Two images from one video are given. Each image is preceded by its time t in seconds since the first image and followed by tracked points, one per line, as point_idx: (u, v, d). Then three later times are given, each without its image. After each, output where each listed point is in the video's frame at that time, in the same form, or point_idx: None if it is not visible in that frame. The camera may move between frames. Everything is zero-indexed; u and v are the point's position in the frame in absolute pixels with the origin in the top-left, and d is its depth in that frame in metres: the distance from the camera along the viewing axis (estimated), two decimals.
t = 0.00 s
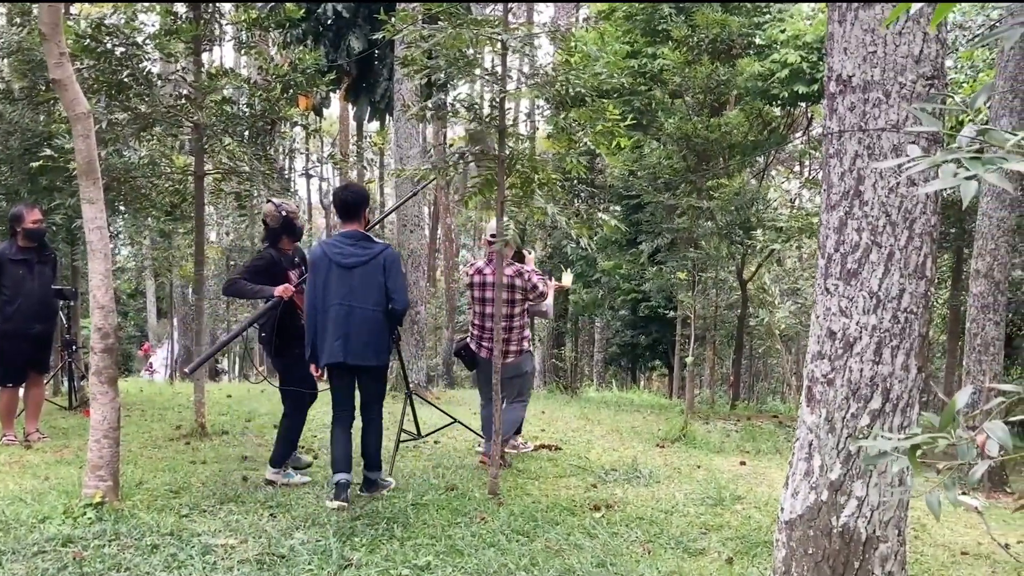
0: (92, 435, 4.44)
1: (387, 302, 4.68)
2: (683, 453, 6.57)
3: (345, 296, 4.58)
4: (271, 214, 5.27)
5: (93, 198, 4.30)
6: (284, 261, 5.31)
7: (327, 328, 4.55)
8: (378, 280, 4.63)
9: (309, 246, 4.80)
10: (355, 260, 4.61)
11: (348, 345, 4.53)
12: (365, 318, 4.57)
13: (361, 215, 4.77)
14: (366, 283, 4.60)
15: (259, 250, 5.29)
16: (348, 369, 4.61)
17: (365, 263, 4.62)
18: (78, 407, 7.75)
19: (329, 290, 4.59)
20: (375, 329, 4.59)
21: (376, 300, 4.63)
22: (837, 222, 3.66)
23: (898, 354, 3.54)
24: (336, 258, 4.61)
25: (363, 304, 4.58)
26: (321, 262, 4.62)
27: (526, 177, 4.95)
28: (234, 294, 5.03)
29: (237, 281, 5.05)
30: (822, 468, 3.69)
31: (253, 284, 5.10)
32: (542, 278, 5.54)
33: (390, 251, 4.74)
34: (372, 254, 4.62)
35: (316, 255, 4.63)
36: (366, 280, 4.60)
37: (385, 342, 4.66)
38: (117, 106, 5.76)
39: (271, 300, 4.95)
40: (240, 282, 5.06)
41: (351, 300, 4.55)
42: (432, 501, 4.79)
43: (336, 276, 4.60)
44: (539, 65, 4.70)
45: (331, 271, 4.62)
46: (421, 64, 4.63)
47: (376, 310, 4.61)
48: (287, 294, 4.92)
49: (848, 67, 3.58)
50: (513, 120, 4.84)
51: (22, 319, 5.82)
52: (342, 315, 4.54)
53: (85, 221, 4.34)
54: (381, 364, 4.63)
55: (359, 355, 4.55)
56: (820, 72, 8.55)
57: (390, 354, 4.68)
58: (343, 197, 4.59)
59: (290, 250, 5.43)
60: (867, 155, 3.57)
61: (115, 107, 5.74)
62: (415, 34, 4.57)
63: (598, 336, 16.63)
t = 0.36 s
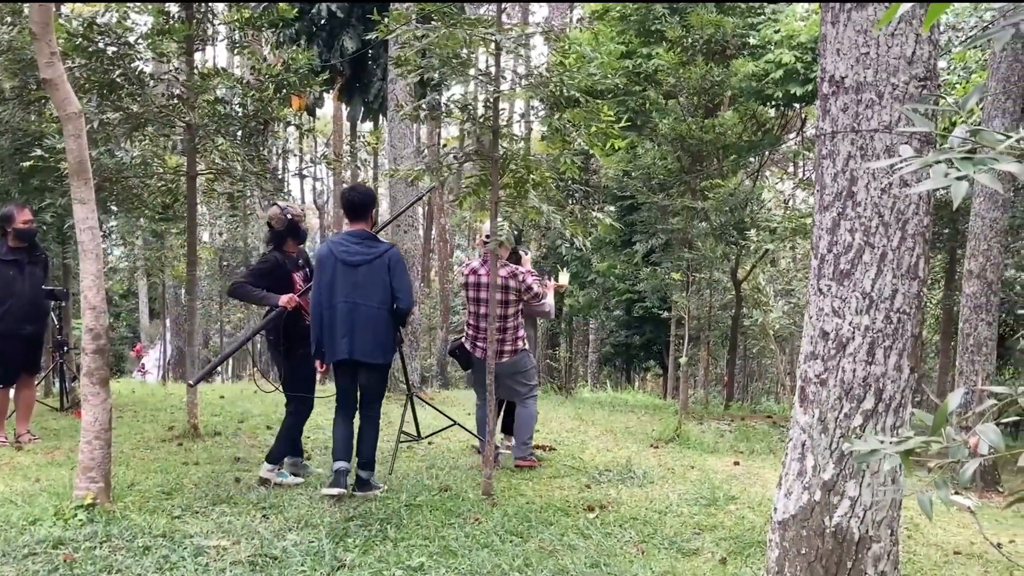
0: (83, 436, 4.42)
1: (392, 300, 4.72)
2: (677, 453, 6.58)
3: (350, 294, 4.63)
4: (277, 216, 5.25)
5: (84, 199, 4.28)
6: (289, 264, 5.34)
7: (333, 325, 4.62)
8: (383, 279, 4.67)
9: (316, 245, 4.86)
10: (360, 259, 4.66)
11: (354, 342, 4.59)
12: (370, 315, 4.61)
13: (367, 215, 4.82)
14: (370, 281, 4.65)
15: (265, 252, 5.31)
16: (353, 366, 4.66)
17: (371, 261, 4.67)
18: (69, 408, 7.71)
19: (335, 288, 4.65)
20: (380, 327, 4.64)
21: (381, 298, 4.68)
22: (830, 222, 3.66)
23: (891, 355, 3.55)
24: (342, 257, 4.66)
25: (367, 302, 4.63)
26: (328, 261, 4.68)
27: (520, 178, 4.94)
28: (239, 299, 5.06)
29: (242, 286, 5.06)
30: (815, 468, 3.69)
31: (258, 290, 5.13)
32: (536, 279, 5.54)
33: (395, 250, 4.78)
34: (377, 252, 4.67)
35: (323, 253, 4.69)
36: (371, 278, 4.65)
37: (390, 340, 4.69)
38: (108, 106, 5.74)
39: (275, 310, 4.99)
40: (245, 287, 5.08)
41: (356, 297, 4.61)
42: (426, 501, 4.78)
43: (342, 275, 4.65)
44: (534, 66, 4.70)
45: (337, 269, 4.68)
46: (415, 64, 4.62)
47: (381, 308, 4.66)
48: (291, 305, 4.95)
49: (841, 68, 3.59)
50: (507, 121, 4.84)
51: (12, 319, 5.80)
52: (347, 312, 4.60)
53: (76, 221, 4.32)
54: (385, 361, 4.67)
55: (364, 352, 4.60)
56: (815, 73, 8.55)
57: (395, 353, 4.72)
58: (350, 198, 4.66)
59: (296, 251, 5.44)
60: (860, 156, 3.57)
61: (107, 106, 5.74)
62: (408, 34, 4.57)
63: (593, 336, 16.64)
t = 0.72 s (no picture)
0: (75, 439, 4.40)
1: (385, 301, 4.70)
2: (671, 455, 6.59)
3: (342, 295, 4.62)
4: (276, 216, 5.22)
5: (77, 199, 4.26)
6: (287, 264, 5.32)
7: (326, 326, 4.62)
8: (375, 279, 4.66)
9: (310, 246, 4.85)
10: (352, 260, 4.64)
11: (347, 343, 4.59)
12: (362, 316, 4.61)
13: (360, 216, 4.80)
14: (363, 282, 4.64)
15: (263, 252, 5.29)
16: (347, 366, 4.67)
17: (363, 262, 4.65)
18: (61, 410, 7.66)
19: (327, 289, 4.64)
20: (373, 328, 4.63)
21: (374, 299, 4.67)
22: (823, 224, 3.66)
23: (884, 357, 3.56)
24: (333, 258, 4.65)
25: (360, 303, 4.63)
26: (320, 262, 4.67)
27: (513, 180, 4.92)
28: (234, 299, 5.04)
29: (238, 286, 5.03)
30: (808, 470, 3.69)
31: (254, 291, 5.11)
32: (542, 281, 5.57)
33: (388, 250, 4.76)
34: (368, 253, 4.65)
35: (315, 255, 4.69)
36: (363, 279, 4.64)
37: (384, 340, 4.69)
38: (101, 107, 5.71)
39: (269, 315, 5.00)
40: (241, 287, 5.05)
41: (349, 298, 4.60)
42: (419, 503, 4.77)
43: (334, 276, 4.64)
44: (528, 66, 4.71)
45: (329, 270, 4.67)
46: (409, 65, 4.61)
47: (374, 308, 4.65)
48: (284, 312, 4.97)
49: (835, 70, 3.59)
50: (502, 122, 4.83)
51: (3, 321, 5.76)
52: (339, 313, 4.60)
53: (68, 222, 4.30)
54: (379, 361, 4.66)
55: (357, 353, 4.60)
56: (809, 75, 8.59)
57: (389, 352, 4.72)
58: (342, 200, 4.66)
59: (293, 251, 5.42)
60: (853, 158, 3.58)
61: (99, 107, 5.69)
62: (402, 35, 4.56)
63: (587, 337, 16.65)
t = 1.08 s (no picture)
0: (68, 441, 4.39)
1: (372, 306, 4.71)
2: (664, 456, 6.61)
3: (328, 299, 4.62)
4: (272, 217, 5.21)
5: (69, 200, 4.24)
6: (284, 265, 5.29)
7: (311, 329, 4.62)
8: (362, 284, 4.66)
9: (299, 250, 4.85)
10: (340, 264, 4.64)
11: (332, 347, 4.60)
12: (348, 321, 4.61)
13: (351, 221, 4.81)
14: (350, 287, 4.64)
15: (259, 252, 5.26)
16: (332, 370, 4.67)
17: (351, 267, 4.65)
18: (53, 413, 7.63)
19: (314, 293, 4.64)
20: (359, 333, 4.63)
21: (361, 305, 4.67)
22: (815, 225, 3.67)
23: (875, 357, 3.57)
24: (321, 262, 4.64)
25: (347, 308, 4.63)
26: (307, 266, 4.67)
27: (507, 181, 4.85)
28: (231, 301, 5.00)
29: (235, 288, 5.00)
30: (800, 470, 3.71)
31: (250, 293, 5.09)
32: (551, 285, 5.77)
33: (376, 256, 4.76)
34: (357, 258, 4.65)
35: (303, 258, 4.68)
36: (350, 284, 4.64)
37: (370, 345, 4.69)
38: (93, 108, 5.68)
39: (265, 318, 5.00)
40: (238, 289, 5.02)
41: (335, 303, 4.60)
42: (413, 505, 4.77)
43: (321, 280, 4.64)
44: (523, 67, 4.70)
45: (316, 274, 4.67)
46: (402, 66, 4.61)
47: (361, 314, 4.65)
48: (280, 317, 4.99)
49: (826, 72, 3.60)
50: (496, 123, 4.83)
51: None
52: (325, 317, 4.60)
53: (60, 224, 4.28)
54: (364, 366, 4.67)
55: (341, 357, 4.60)
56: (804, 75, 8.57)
57: (375, 358, 4.72)
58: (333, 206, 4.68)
59: (290, 251, 5.40)
60: (844, 159, 3.58)
61: (91, 108, 5.66)
62: (395, 36, 4.56)
63: (581, 339, 16.69)
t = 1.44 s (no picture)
0: (60, 442, 4.40)
1: (370, 309, 4.71)
2: (656, 456, 6.65)
3: (327, 299, 4.62)
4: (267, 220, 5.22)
5: (60, 201, 4.24)
6: (277, 266, 5.30)
7: (308, 329, 4.63)
8: (362, 287, 4.67)
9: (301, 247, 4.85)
10: (341, 266, 4.64)
11: (328, 347, 4.60)
12: (345, 322, 4.62)
13: (355, 223, 4.81)
14: (349, 289, 4.64)
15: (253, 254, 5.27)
16: (327, 369, 4.67)
17: (351, 270, 4.65)
18: (46, 414, 7.62)
19: (314, 292, 4.64)
20: (355, 336, 4.64)
21: (359, 307, 4.68)
22: (804, 226, 3.69)
23: (864, 357, 3.59)
24: (323, 261, 4.65)
25: (345, 309, 4.64)
26: (309, 264, 4.67)
27: (499, 182, 4.89)
28: (225, 305, 5.03)
29: (229, 292, 5.01)
30: (790, 470, 3.73)
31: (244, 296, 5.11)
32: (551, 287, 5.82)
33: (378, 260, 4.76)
34: (358, 261, 4.65)
35: (305, 257, 4.68)
36: (350, 286, 4.64)
37: (364, 348, 4.69)
38: (84, 108, 5.67)
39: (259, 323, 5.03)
40: (231, 293, 5.04)
41: (334, 304, 4.61)
42: (405, 505, 4.79)
43: (321, 279, 4.64)
44: (515, 68, 4.68)
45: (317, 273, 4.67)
46: (393, 67, 4.61)
47: (358, 317, 4.66)
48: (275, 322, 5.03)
49: (815, 74, 3.61)
50: (487, 123, 4.83)
51: None
52: (322, 317, 4.60)
53: (51, 225, 4.28)
54: (358, 369, 4.67)
55: (336, 358, 4.61)
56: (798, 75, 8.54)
57: (369, 361, 4.73)
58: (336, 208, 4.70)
59: (283, 252, 5.41)
60: (833, 160, 3.60)
61: (82, 108, 5.65)
62: (385, 37, 4.57)
63: (574, 339, 16.73)
